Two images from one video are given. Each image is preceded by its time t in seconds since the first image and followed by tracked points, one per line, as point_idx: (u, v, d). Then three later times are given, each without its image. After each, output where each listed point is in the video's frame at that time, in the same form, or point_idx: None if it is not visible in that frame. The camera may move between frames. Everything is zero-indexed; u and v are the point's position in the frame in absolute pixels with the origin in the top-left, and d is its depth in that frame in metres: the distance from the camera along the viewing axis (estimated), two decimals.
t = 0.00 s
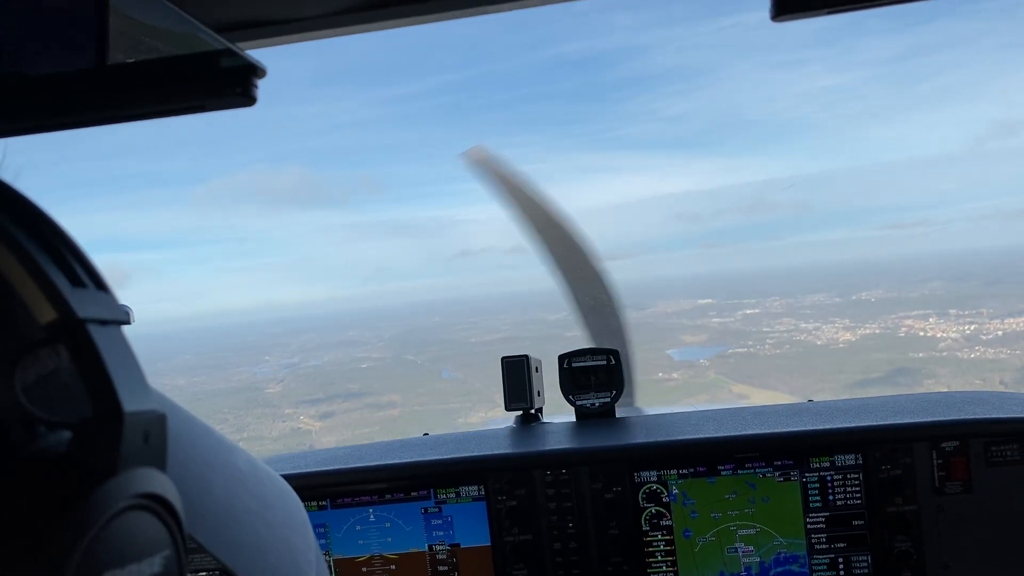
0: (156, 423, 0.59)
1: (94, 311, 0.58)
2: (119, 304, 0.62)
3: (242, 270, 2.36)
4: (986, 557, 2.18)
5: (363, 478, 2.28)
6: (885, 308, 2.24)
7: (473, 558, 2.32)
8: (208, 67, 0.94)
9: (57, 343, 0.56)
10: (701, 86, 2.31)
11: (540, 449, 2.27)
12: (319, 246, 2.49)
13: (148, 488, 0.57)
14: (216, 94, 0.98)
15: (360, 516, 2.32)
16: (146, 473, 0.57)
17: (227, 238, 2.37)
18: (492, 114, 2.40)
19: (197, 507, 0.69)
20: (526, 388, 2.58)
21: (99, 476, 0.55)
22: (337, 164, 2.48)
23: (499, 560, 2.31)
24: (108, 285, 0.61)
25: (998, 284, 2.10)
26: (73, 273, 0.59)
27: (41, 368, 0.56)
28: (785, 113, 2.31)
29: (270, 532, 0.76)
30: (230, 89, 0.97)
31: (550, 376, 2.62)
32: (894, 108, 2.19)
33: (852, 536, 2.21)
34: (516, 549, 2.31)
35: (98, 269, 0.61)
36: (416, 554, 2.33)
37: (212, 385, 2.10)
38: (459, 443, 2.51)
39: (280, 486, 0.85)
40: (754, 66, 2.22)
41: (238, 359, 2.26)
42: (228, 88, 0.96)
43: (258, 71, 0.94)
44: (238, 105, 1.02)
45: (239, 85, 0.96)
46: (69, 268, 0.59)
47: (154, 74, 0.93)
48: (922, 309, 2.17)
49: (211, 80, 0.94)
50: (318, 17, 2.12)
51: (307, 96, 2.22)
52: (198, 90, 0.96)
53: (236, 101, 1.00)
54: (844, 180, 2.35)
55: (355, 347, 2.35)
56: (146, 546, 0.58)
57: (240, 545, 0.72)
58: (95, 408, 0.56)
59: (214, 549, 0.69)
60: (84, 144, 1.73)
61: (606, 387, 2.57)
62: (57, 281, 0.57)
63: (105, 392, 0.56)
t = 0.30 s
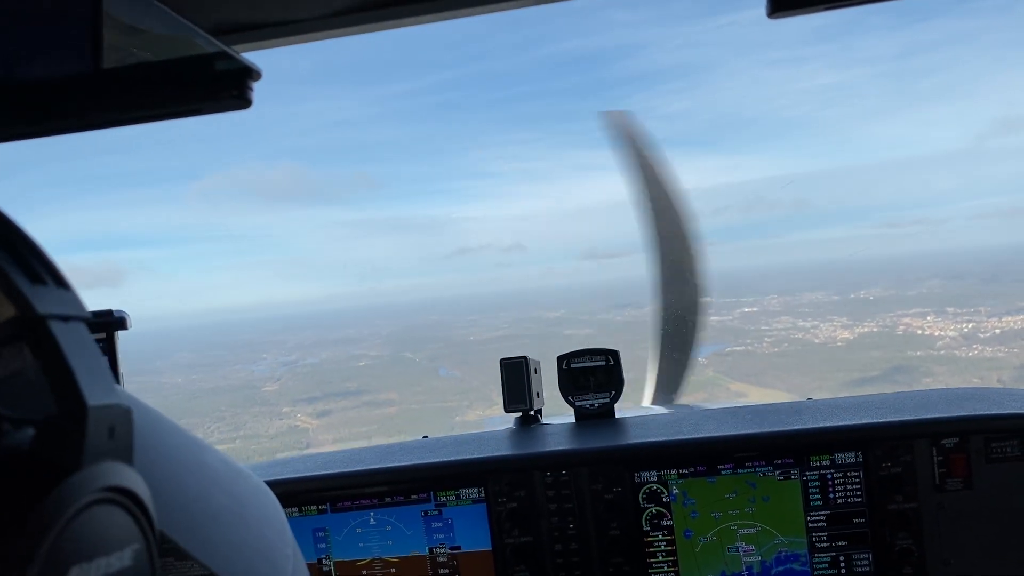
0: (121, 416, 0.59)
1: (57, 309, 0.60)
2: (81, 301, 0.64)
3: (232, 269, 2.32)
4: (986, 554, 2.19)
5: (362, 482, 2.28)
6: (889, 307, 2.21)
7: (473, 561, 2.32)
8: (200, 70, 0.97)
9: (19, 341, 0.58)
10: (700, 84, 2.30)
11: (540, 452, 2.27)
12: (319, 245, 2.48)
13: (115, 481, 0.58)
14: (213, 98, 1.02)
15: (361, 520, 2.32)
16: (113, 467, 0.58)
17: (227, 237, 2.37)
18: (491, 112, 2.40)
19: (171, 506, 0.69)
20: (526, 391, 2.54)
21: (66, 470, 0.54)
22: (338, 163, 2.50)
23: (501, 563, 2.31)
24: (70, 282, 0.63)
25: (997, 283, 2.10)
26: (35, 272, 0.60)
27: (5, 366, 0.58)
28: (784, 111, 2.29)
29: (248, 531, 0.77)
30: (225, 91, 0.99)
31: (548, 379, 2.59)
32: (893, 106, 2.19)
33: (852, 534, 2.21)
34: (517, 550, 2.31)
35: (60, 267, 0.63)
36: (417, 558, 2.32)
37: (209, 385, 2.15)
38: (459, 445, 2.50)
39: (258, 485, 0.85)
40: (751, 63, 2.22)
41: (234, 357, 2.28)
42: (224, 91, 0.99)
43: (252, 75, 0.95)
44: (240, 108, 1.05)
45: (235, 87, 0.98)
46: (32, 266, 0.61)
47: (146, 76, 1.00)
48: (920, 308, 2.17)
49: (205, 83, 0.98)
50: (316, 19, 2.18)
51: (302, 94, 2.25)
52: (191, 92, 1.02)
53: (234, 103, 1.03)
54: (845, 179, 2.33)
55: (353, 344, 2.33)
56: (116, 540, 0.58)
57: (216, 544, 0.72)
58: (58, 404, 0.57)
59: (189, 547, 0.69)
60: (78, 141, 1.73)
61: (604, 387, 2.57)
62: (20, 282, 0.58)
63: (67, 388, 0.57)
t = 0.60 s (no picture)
0: (99, 396, 0.59)
1: (34, 286, 0.57)
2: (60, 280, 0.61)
3: (241, 263, 2.37)
4: (983, 556, 2.20)
5: (359, 470, 2.27)
6: (891, 307, 2.19)
7: (470, 552, 2.31)
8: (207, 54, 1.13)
9: None
10: (697, 83, 2.30)
11: (540, 444, 2.26)
12: (318, 244, 2.48)
13: (92, 461, 0.57)
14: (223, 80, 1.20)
15: (357, 508, 2.32)
16: (89, 445, 0.57)
17: (225, 235, 2.36)
18: (491, 110, 2.39)
19: (151, 487, 0.69)
20: (524, 384, 2.50)
21: (40, 447, 0.54)
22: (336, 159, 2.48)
23: (496, 555, 2.31)
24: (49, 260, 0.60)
25: (995, 282, 2.11)
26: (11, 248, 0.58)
27: None
28: (781, 109, 2.30)
29: (232, 513, 0.76)
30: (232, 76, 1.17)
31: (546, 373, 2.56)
32: (893, 106, 2.19)
33: (849, 534, 2.22)
34: (513, 542, 2.31)
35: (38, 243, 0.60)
36: (413, 547, 2.32)
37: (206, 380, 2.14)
38: (458, 435, 2.50)
39: (244, 470, 0.85)
40: (750, 63, 2.23)
41: (233, 353, 2.29)
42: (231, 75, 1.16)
43: (260, 58, 1.08)
44: (245, 87, 1.21)
45: (242, 71, 1.14)
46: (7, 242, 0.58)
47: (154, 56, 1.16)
48: (917, 307, 2.18)
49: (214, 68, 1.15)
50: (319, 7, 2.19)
51: (299, 90, 2.24)
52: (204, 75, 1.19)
53: (241, 85, 1.20)
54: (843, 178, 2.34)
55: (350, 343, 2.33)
56: (92, 520, 0.57)
57: (200, 527, 0.72)
58: (36, 382, 0.55)
59: (170, 529, 0.69)
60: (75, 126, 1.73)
61: (603, 383, 2.51)
62: None
63: (45, 367, 0.56)
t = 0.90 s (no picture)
0: (110, 392, 0.59)
1: (50, 281, 0.58)
2: (76, 275, 0.62)
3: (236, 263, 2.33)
4: (975, 556, 2.19)
5: (353, 463, 2.26)
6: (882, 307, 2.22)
7: (461, 545, 2.30)
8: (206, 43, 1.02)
9: (9, 312, 0.56)
10: (696, 83, 2.28)
11: (534, 439, 2.25)
12: (316, 241, 2.47)
13: (103, 457, 0.57)
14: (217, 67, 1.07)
15: (350, 503, 2.31)
16: (100, 442, 0.57)
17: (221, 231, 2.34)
18: (487, 107, 2.38)
19: (158, 482, 0.67)
20: (520, 380, 2.49)
21: (54, 444, 0.54)
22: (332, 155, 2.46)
23: (488, 549, 2.30)
24: (65, 255, 0.61)
25: (991, 282, 2.11)
26: (27, 242, 0.58)
27: None
28: (779, 108, 2.29)
29: (234, 511, 0.75)
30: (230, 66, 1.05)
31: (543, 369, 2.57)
32: (891, 105, 2.18)
33: (840, 534, 2.21)
34: (506, 538, 2.30)
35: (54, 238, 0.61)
36: (405, 541, 2.31)
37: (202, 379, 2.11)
38: (452, 430, 2.49)
39: (245, 467, 0.83)
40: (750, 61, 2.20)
41: (228, 351, 2.28)
42: (227, 63, 1.05)
43: (257, 50, 0.98)
44: (239, 78, 1.11)
45: (238, 60, 1.03)
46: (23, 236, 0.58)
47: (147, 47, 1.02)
48: (915, 306, 2.18)
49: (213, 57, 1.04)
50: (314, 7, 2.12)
51: (297, 87, 2.20)
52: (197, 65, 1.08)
53: (236, 74, 1.08)
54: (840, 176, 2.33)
55: (347, 342, 2.34)
56: (101, 517, 0.57)
57: (205, 525, 0.71)
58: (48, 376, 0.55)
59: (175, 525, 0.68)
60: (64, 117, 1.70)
61: (598, 379, 2.54)
62: (11, 251, 0.56)
63: (60, 362, 0.55)
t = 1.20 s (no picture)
0: (105, 392, 0.59)
1: (47, 280, 0.58)
2: (74, 275, 0.63)
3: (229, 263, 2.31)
4: (969, 560, 2.19)
5: (348, 465, 2.26)
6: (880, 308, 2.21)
7: (456, 548, 2.30)
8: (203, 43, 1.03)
9: (5, 312, 0.56)
10: (694, 82, 2.28)
11: (529, 442, 2.25)
12: (313, 241, 2.46)
13: (98, 456, 0.57)
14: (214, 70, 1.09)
15: (344, 505, 2.30)
16: (94, 441, 0.57)
17: (217, 230, 2.34)
18: (482, 106, 2.37)
19: (156, 482, 0.67)
20: (515, 383, 2.53)
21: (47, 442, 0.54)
22: (329, 155, 2.46)
23: (482, 552, 2.30)
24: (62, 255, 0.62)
25: (988, 283, 2.10)
26: (25, 243, 0.59)
27: None
28: (776, 109, 2.29)
29: (230, 512, 0.75)
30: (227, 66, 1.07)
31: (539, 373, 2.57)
32: (887, 107, 2.18)
33: (834, 537, 2.21)
34: (500, 541, 2.29)
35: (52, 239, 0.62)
36: (399, 543, 2.30)
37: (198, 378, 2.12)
38: (446, 432, 2.48)
39: (243, 469, 0.84)
40: (747, 61, 2.20)
41: (224, 350, 2.27)
42: (224, 64, 1.06)
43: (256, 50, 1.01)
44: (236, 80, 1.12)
45: (236, 61, 1.05)
46: (22, 237, 0.59)
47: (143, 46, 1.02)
48: (912, 307, 2.17)
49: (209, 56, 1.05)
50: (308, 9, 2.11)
51: (295, 86, 2.20)
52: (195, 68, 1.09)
53: (234, 75, 1.10)
54: (837, 176, 2.33)
55: (342, 340, 2.32)
56: (95, 516, 0.56)
57: (201, 527, 0.70)
58: (42, 375, 0.55)
59: (173, 527, 0.68)
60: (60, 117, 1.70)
61: (593, 382, 2.53)
62: (9, 251, 0.57)
63: (54, 360, 0.56)
